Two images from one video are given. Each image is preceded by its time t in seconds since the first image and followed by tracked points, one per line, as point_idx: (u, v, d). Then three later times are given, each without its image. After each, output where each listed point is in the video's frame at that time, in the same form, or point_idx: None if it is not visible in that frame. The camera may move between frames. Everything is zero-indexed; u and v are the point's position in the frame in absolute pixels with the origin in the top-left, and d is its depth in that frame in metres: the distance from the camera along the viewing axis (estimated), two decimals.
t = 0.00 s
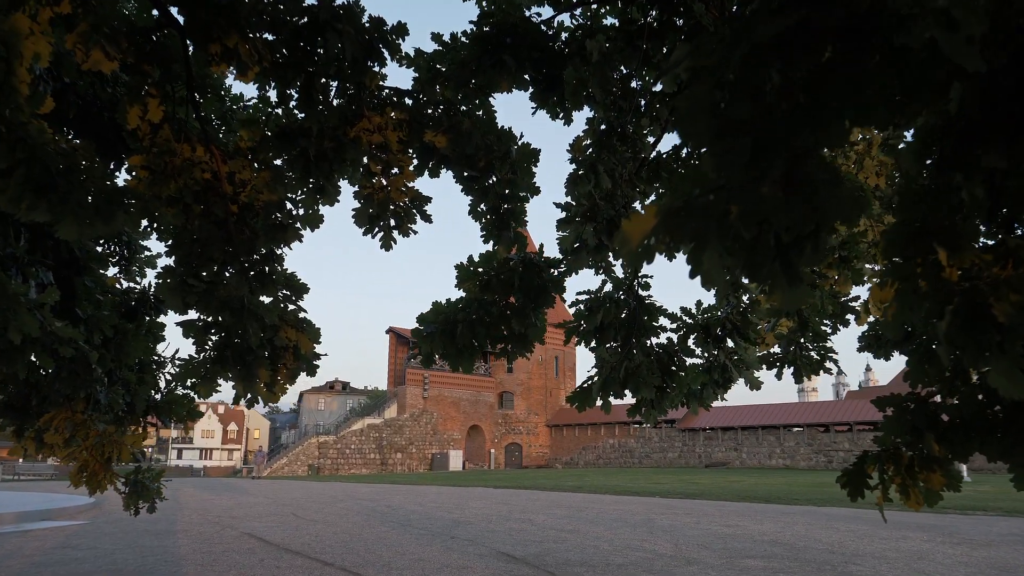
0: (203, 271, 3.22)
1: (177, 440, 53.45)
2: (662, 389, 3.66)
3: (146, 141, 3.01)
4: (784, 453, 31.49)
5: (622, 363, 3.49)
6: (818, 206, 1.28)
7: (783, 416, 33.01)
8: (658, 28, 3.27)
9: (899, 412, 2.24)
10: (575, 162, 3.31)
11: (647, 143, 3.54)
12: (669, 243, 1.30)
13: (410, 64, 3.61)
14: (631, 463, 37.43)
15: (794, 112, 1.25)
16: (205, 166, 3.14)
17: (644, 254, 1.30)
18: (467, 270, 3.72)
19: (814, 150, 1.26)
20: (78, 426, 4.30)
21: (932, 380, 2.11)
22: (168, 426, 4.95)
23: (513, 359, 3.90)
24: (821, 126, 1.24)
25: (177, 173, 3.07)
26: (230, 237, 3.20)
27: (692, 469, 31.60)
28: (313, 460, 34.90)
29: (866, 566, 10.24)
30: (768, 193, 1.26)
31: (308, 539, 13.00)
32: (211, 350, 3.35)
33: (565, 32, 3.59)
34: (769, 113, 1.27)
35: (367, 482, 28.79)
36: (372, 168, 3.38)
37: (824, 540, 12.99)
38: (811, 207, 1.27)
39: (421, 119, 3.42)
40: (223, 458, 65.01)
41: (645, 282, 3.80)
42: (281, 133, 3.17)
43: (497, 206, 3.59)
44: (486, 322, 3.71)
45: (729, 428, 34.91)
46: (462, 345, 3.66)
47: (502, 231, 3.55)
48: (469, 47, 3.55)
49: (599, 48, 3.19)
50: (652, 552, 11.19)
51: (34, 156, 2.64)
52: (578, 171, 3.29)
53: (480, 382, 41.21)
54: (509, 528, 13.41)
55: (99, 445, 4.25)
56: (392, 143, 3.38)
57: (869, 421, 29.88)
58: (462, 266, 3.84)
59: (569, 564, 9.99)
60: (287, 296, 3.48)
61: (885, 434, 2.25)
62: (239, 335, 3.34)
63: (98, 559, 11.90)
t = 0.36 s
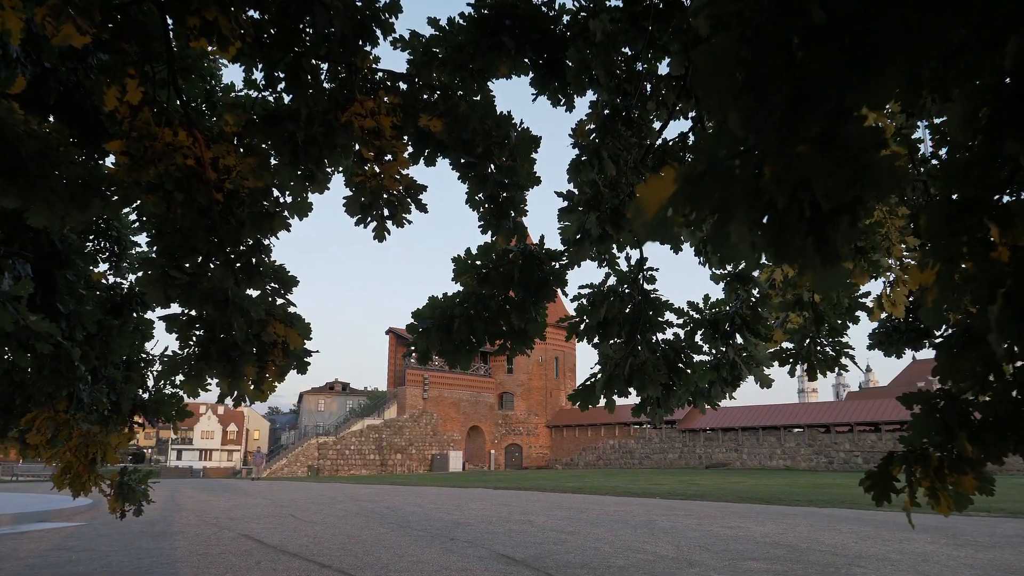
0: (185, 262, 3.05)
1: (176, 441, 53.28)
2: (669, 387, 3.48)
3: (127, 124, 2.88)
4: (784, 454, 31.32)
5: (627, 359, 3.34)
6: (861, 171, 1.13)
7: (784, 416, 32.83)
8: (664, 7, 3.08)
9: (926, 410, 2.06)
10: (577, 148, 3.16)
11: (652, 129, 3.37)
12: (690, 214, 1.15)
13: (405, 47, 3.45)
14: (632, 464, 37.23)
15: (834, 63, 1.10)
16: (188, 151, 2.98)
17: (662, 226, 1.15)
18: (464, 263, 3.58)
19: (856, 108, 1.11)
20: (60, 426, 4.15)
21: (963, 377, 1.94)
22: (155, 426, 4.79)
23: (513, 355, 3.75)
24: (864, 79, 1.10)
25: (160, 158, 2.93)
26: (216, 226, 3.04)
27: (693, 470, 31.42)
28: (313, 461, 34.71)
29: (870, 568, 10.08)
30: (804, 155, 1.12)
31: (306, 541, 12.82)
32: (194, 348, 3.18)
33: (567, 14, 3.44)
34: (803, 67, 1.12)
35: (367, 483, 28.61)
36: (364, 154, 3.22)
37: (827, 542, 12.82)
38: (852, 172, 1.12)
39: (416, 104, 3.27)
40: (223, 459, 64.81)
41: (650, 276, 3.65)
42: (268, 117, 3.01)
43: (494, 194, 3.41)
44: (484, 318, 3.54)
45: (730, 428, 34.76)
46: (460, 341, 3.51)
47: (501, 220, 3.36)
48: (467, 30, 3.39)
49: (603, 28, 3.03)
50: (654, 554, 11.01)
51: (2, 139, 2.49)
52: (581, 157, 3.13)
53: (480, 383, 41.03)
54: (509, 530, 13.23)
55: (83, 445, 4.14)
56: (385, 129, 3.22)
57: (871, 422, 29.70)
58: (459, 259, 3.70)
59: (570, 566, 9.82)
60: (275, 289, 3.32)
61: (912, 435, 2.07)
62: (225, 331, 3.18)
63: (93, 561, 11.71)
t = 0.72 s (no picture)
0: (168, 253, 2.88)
1: (175, 441, 53.12)
2: (674, 386, 3.31)
3: (103, 109, 2.71)
4: (784, 454, 31.19)
5: (630, 359, 3.19)
6: (912, 132, 0.97)
7: (784, 417, 32.68)
8: None
9: (958, 410, 1.75)
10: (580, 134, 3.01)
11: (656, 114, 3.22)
12: (715, 181, 1.02)
13: (397, 30, 3.30)
14: (632, 464, 37.08)
15: (885, 1, 0.94)
16: (170, 137, 2.82)
17: (684, 194, 1.03)
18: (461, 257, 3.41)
19: (911, 58, 0.94)
20: (41, 427, 3.98)
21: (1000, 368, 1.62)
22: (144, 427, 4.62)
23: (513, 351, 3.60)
24: (918, 23, 0.94)
25: (138, 143, 2.77)
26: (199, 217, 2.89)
27: (693, 471, 31.26)
28: (312, 462, 34.57)
29: (874, 570, 9.94)
30: (852, 107, 0.97)
31: (303, 543, 12.67)
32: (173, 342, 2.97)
33: None
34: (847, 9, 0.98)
35: (366, 484, 28.46)
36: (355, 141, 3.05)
37: (828, 543, 12.69)
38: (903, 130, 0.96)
39: (410, 89, 3.12)
40: (222, 459, 64.64)
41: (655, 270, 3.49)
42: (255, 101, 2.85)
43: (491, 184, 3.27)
44: (482, 313, 3.43)
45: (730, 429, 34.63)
46: (456, 338, 3.43)
47: (499, 212, 3.24)
48: (464, 13, 3.24)
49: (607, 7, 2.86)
50: (656, 555, 10.86)
51: None
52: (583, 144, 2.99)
53: (480, 384, 40.89)
54: (509, 531, 13.07)
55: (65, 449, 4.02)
56: (379, 115, 3.07)
57: (872, 422, 29.55)
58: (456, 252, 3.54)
59: (570, 568, 9.68)
60: (262, 284, 3.17)
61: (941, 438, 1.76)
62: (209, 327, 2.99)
63: (89, 563, 11.55)
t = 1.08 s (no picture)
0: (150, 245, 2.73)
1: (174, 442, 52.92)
2: (682, 382, 3.18)
3: (81, 91, 2.57)
4: (784, 455, 31.02)
5: (637, 356, 3.03)
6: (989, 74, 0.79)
7: (785, 417, 32.54)
8: None
9: (992, 410, 1.48)
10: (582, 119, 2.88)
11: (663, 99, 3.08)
12: (747, 141, 0.87)
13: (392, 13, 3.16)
14: (632, 465, 36.93)
15: None
16: (154, 123, 2.68)
17: (711, 153, 0.88)
18: (460, 250, 3.28)
19: None
20: (23, 427, 3.95)
21: None
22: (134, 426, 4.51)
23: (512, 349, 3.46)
24: None
25: (118, 127, 2.62)
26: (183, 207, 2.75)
27: (694, 471, 31.11)
28: (312, 462, 34.42)
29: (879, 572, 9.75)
30: (914, 41, 0.79)
31: (301, 544, 12.52)
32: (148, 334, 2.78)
33: None
34: None
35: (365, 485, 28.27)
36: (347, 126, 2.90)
37: (831, 545, 12.52)
38: (976, 74, 0.78)
39: (405, 74, 2.99)
40: (221, 459, 64.48)
41: (661, 265, 3.35)
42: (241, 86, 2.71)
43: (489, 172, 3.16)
44: (481, 309, 3.31)
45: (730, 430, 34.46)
46: (454, 336, 3.29)
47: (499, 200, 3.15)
48: None
49: None
50: (657, 557, 10.72)
51: None
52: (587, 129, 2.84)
53: (480, 384, 40.71)
54: (509, 532, 12.92)
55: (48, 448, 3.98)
56: (372, 100, 2.93)
57: (873, 423, 29.41)
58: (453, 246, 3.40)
59: (570, 570, 9.51)
60: (251, 277, 3.05)
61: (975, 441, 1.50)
62: (195, 321, 2.82)
63: (84, 565, 11.40)
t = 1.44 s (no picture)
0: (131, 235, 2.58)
1: (173, 442, 52.71)
2: (693, 380, 3.03)
3: (58, 71, 2.45)
4: (785, 455, 30.87)
5: (644, 351, 2.91)
6: None
7: (786, 418, 32.42)
8: None
9: None
10: (587, 105, 2.76)
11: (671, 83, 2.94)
12: (794, 87, 0.71)
13: None
14: (632, 466, 36.83)
15: None
16: (138, 107, 2.55)
17: (759, 95, 0.71)
18: (459, 241, 3.15)
19: None
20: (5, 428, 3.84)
21: None
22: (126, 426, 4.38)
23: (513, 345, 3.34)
24: None
25: (97, 109, 2.48)
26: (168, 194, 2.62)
27: (695, 471, 30.98)
28: (311, 463, 34.29)
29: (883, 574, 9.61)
30: None
31: (300, 546, 12.37)
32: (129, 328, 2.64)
33: None
34: None
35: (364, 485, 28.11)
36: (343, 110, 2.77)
37: (833, 546, 12.37)
38: None
39: (400, 56, 2.86)
40: (221, 460, 64.33)
41: (669, 257, 3.22)
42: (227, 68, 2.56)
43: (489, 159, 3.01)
44: (482, 304, 3.18)
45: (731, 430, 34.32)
46: (451, 332, 3.16)
47: (498, 187, 2.99)
48: None
49: None
50: (657, 558, 10.58)
51: None
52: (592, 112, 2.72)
53: (480, 384, 40.56)
54: (509, 533, 12.78)
55: (31, 449, 3.87)
56: (367, 82, 2.80)
57: (874, 423, 29.25)
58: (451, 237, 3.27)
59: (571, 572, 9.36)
60: (239, 269, 2.92)
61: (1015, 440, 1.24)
62: (180, 315, 2.68)
63: (81, 566, 11.25)
